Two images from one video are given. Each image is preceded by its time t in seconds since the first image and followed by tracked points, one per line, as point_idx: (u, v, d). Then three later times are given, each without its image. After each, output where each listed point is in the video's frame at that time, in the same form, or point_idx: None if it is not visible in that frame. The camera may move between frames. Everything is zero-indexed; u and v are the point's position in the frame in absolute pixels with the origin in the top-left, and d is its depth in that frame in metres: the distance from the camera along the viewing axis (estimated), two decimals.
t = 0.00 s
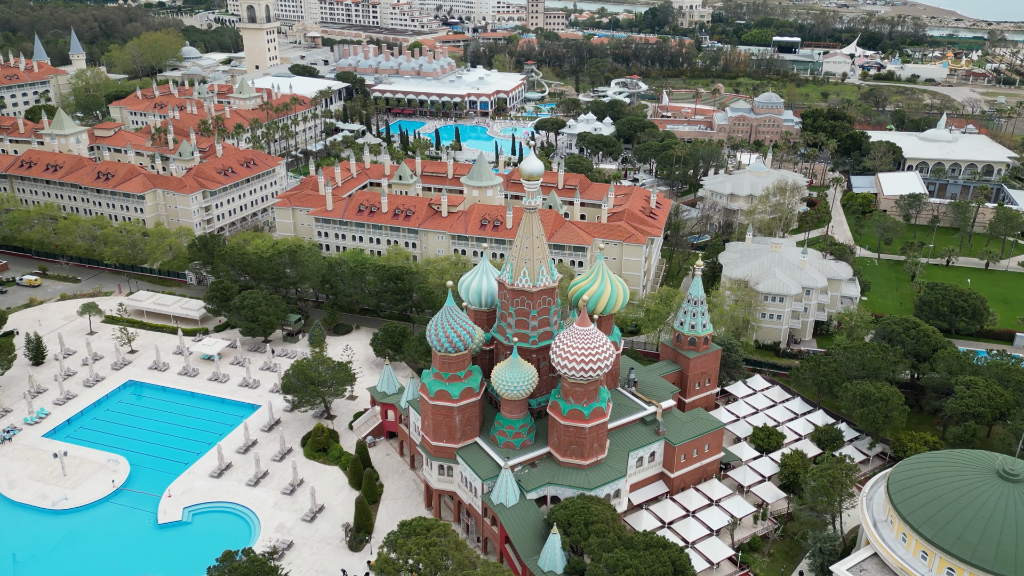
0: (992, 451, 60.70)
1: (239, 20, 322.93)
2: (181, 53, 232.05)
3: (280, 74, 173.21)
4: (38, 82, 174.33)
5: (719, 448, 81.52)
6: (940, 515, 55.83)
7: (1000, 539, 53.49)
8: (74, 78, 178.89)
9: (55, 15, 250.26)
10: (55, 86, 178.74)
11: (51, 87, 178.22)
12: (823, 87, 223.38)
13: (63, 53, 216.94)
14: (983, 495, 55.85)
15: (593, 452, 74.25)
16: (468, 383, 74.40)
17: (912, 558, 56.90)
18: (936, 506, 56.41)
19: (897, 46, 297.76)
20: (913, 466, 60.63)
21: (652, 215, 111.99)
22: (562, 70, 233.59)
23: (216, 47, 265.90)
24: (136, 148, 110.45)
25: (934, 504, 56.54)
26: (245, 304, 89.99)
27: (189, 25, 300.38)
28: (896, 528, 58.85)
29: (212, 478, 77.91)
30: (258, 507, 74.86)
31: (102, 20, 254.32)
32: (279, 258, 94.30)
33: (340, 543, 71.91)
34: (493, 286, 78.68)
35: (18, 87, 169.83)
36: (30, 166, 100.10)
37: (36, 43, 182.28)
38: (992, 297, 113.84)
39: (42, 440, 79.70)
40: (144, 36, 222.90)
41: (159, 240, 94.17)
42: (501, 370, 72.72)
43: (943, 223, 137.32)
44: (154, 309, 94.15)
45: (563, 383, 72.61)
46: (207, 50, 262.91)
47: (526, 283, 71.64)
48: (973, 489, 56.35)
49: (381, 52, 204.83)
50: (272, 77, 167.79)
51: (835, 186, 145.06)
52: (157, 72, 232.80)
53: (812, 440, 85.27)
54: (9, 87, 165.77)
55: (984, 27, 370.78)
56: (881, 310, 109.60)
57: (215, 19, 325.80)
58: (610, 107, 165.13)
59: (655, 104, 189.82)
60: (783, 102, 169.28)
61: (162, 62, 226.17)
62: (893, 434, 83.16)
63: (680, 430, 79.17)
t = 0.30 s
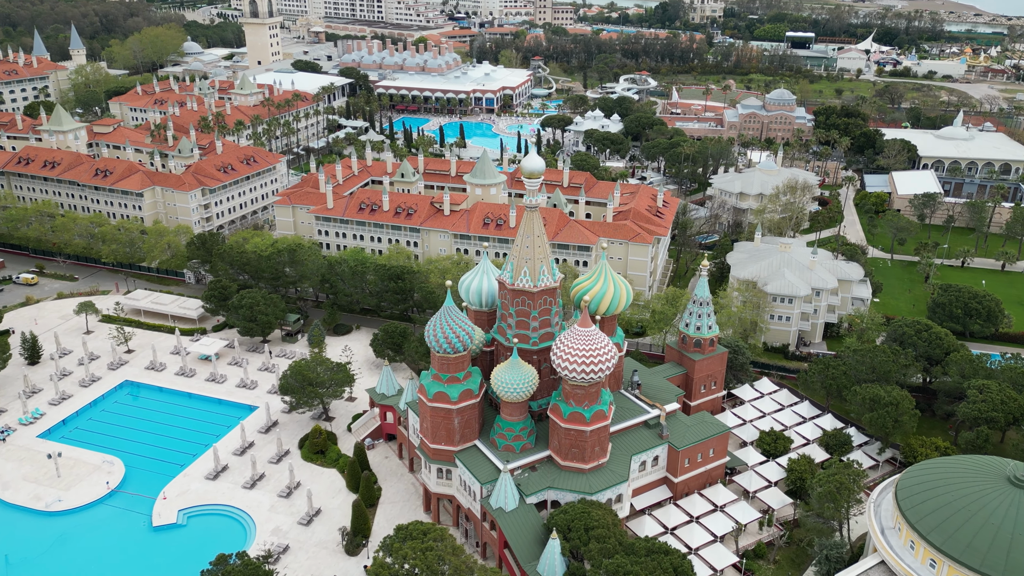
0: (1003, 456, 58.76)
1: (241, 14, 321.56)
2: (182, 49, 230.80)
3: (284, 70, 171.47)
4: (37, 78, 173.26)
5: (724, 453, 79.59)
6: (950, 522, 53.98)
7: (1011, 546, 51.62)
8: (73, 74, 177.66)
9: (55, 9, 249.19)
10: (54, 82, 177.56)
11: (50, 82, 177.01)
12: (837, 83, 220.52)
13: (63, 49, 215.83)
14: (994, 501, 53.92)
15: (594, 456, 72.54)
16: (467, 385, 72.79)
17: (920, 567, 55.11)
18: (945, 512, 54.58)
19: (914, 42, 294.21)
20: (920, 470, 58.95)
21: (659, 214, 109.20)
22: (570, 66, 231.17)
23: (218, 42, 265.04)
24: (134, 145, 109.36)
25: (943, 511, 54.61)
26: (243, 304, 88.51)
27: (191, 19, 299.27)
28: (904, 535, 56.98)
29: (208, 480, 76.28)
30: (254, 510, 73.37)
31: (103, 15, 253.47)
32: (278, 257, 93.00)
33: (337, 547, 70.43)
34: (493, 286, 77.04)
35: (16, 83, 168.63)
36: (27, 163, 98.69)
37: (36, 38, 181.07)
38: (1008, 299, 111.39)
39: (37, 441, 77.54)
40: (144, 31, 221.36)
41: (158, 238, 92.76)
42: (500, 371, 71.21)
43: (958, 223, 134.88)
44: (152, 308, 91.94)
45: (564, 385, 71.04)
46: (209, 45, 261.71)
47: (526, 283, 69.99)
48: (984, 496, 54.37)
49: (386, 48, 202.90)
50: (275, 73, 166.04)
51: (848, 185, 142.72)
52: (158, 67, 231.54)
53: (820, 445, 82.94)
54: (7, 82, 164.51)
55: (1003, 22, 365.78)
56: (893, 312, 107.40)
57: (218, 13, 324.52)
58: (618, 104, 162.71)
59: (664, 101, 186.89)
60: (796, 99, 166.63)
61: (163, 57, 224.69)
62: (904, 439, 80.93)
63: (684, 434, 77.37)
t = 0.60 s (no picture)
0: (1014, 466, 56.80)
1: (245, 11, 321.47)
2: (186, 46, 229.79)
3: (290, 68, 170.09)
4: (39, 75, 172.65)
5: (730, 460, 77.66)
6: (959, 531, 52.03)
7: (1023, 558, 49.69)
8: (75, 71, 177.06)
9: (59, 6, 249.30)
10: (56, 79, 177.02)
11: (52, 80, 176.44)
12: (853, 82, 217.60)
13: (66, 46, 215.15)
14: (1005, 511, 51.98)
15: (595, 462, 70.88)
16: (466, 388, 71.29)
17: None
18: (955, 521, 52.61)
19: (933, 39, 290.42)
20: (927, 479, 56.99)
21: (666, 215, 106.83)
22: (580, 64, 228.78)
23: (222, 40, 264.49)
24: (135, 143, 108.28)
25: (953, 521, 52.63)
26: (242, 305, 87.32)
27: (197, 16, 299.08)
28: (912, 545, 54.99)
29: (204, 484, 75.09)
30: (250, 514, 72.18)
31: (107, 11, 253.78)
32: (279, 258, 91.71)
33: (333, 553, 69.08)
34: (494, 287, 75.48)
35: (17, 80, 168.07)
36: (26, 161, 97.80)
37: (38, 35, 180.52)
38: None
39: (31, 443, 76.35)
40: (147, 28, 220.61)
41: (157, 238, 91.67)
42: (500, 375, 69.77)
43: (975, 225, 132.29)
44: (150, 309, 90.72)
45: (564, 389, 69.46)
46: (213, 42, 261.22)
47: (526, 285, 68.38)
48: (995, 505, 52.41)
49: (393, 45, 201.28)
50: (280, 71, 164.78)
51: (863, 186, 140.26)
52: (162, 65, 230.90)
53: (828, 452, 80.61)
54: (8, 80, 163.85)
55: None
56: (906, 316, 105.07)
57: (223, 11, 324.48)
58: (627, 102, 160.33)
59: (676, 99, 184.30)
60: (809, 98, 163.76)
61: (167, 55, 223.89)
62: (914, 447, 78.71)
63: (688, 440, 75.54)
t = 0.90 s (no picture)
0: None
1: (253, 8, 320.88)
2: (192, 43, 228.28)
3: (297, 66, 168.61)
4: (42, 72, 171.85)
5: (735, 467, 75.68)
6: (968, 543, 50.09)
7: None
8: (79, 68, 176.21)
9: (65, 2, 249.23)
10: (59, 76, 176.28)
11: (55, 77, 175.70)
12: (871, 80, 214.13)
13: (71, 43, 214.20)
14: (1015, 521, 50.07)
15: (596, 468, 69.28)
16: (464, 392, 69.86)
17: None
18: (964, 532, 50.68)
19: (955, 37, 285.93)
20: (934, 488, 55.03)
21: (675, 216, 104.44)
22: (591, 62, 226.09)
23: (229, 37, 263.70)
24: (137, 141, 107.22)
25: (962, 532, 50.66)
26: (242, 305, 86.12)
27: (204, 13, 298.69)
28: (919, 557, 53.00)
29: (199, 487, 73.87)
30: (245, 519, 70.89)
31: (113, 8, 253.79)
32: (280, 258, 90.46)
33: (328, 559, 67.74)
34: (494, 289, 73.92)
35: (21, 77, 167.51)
36: (27, 159, 96.96)
37: (43, 32, 179.90)
38: None
39: (26, 444, 75.24)
40: (153, 25, 219.50)
41: (158, 237, 90.63)
42: (499, 379, 68.31)
43: (995, 228, 129.31)
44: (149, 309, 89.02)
45: (564, 394, 67.94)
46: (220, 39, 260.75)
47: (526, 287, 66.85)
48: (1006, 516, 50.46)
49: (402, 42, 199.49)
50: (287, 69, 163.41)
51: (879, 187, 137.48)
52: (168, 62, 229.98)
53: (837, 460, 78.24)
54: (12, 77, 163.30)
55: None
56: (921, 321, 102.56)
57: (231, 8, 324.02)
58: (638, 101, 157.68)
59: (688, 97, 180.07)
60: (825, 97, 159.58)
61: (173, 52, 222.98)
62: (926, 455, 76.36)
63: (692, 446, 73.69)
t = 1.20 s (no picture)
0: None
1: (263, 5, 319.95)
2: (200, 40, 226.74)
3: (305, 63, 166.85)
4: (48, 69, 170.81)
5: (740, 475, 73.55)
6: (976, 556, 48.33)
7: None
8: (84, 65, 175.33)
9: None
10: (65, 74, 175.42)
11: (61, 74, 174.82)
12: (893, 79, 210.09)
13: (78, 40, 213.27)
14: None
15: (596, 474, 67.59)
16: (462, 396, 68.37)
17: None
18: (972, 545, 48.90)
19: (981, 35, 280.29)
20: (944, 497, 53.38)
21: (685, 218, 101.71)
22: (605, 60, 223.05)
23: (237, 33, 262.85)
24: (140, 139, 106.28)
25: (969, 544, 48.95)
26: (242, 306, 84.87)
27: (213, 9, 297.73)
28: (927, 570, 51.32)
29: (195, 491, 72.48)
30: (241, 523, 69.60)
31: (122, 5, 253.67)
32: (281, 258, 89.10)
33: (324, 565, 66.24)
34: (495, 291, 72.35)
35: (27, 74, 166.91)
36: (30, 157, 96.26)
37: (50, 29, 179.17)
38: None
39: (22, 444, 73.86)
40: (160, 22, 218.33)
41: (159, 237, 89.55)
42: (498, 383, 66.87)
43: (1017, 231, 125.92)
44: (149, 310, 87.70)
45: (564, 398, 66.39)
46: (228, 36, 260.07)
47: (526, 289, 65.31)
48: (1016, 528, 48.56)
49: (412, 40, 197.49)
50: (294, 66, 161.80)
51: (897, 189, 134.34)
52: (175, 59, 228.74)
53: (847, 468, 75.83)
54: (17, 73, 162.74)
55: None
56: (938, 326, 99.74)
57: (241, 4, 323.16)
58: (652, 99, 154.80)
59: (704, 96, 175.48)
60: (844, 96, 155.36)
61: (180, 49, 221.89)
62: (938, 464, 73.93)
63: (696, 453, 71.72)
